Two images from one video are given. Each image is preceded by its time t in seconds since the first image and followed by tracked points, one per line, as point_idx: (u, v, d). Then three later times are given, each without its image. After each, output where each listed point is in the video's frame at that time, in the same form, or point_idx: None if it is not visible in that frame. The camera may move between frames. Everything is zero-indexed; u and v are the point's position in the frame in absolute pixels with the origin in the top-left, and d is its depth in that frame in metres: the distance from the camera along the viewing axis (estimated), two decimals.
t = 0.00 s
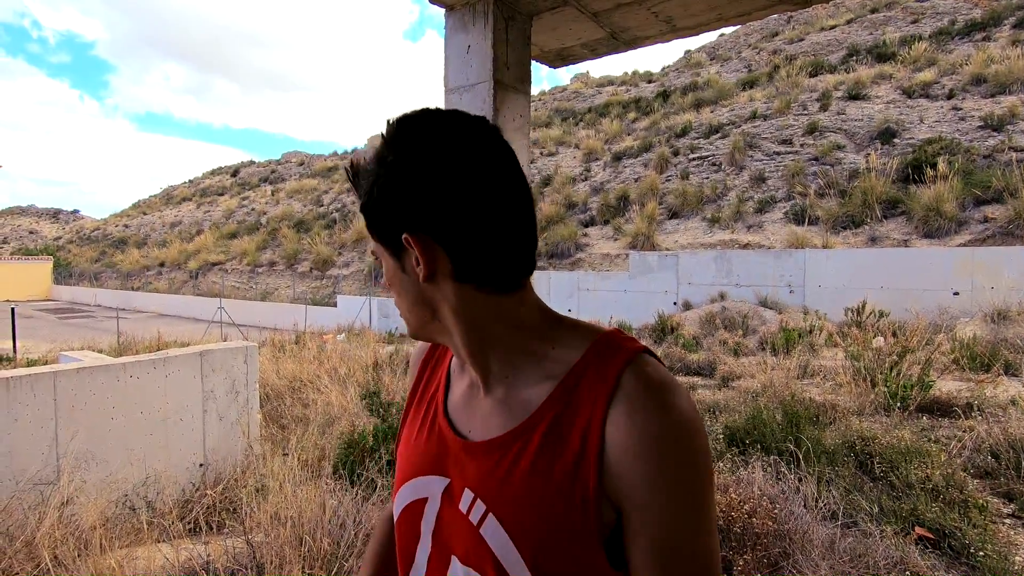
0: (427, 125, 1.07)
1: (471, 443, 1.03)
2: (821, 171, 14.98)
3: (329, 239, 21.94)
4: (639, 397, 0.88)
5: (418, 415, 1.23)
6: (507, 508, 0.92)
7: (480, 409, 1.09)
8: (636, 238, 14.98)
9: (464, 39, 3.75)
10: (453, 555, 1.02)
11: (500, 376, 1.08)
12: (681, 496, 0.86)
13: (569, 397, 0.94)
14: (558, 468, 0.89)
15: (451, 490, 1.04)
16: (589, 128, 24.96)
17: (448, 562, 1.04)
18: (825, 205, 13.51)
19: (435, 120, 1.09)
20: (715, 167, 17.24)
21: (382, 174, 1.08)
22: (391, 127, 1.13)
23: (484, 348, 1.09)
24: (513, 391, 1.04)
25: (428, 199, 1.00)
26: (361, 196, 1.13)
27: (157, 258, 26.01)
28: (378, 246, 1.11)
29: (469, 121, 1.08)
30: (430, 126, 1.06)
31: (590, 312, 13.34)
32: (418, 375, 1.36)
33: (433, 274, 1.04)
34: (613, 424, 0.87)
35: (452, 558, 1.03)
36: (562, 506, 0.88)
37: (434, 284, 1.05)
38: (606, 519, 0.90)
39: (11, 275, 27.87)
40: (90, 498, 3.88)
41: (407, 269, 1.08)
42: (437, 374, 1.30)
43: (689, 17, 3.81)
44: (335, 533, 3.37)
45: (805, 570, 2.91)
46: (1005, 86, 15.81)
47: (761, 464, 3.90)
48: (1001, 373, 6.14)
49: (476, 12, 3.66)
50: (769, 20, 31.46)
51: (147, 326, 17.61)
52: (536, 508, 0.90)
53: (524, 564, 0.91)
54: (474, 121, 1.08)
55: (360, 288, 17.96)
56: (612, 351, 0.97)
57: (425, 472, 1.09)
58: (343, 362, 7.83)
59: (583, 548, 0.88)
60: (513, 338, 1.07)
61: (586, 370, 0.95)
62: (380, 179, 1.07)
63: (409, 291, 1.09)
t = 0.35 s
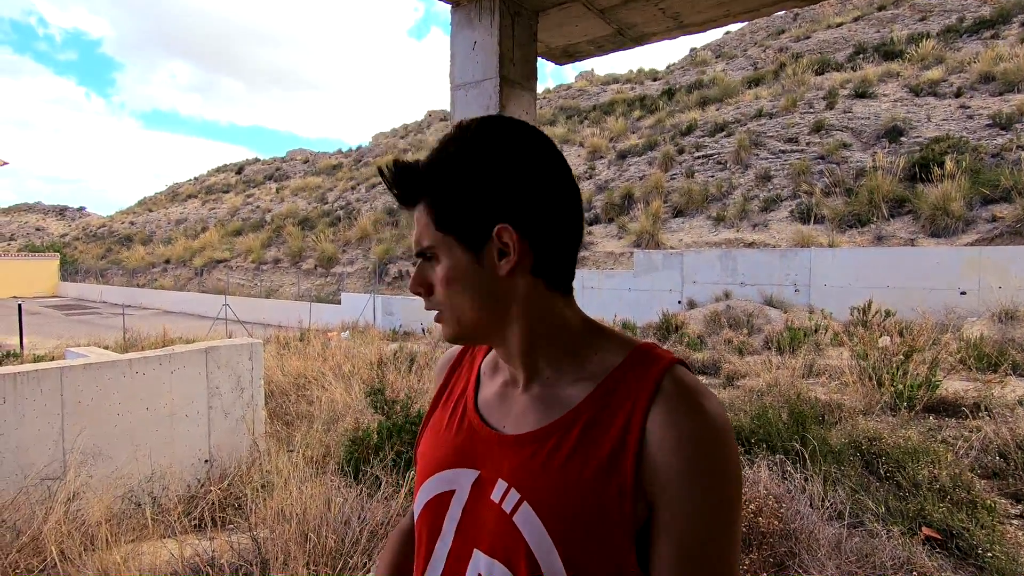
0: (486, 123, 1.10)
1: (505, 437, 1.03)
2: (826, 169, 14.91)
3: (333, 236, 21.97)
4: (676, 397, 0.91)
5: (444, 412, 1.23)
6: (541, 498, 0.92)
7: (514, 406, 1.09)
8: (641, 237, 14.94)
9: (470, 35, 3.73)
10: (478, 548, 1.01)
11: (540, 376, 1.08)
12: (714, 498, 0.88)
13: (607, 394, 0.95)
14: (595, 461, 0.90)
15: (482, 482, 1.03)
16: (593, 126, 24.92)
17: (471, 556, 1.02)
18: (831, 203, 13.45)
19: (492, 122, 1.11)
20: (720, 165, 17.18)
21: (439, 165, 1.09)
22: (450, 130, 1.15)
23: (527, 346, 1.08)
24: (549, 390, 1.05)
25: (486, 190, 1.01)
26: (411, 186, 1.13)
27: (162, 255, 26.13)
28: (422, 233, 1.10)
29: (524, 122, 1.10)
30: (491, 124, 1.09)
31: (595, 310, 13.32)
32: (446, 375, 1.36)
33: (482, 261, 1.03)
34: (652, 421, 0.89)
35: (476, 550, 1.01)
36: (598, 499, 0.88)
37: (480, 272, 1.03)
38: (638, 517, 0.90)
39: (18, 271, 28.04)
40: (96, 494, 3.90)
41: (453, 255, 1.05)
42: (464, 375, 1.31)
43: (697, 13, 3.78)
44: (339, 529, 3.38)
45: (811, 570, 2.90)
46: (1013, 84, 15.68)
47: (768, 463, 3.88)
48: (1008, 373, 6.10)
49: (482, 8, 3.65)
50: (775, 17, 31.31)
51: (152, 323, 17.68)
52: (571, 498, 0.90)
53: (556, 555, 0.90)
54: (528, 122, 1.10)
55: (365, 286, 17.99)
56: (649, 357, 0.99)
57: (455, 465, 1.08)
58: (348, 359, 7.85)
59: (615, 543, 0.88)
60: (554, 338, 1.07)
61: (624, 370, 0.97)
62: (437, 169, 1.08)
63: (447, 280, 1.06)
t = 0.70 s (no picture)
0: (510, 101, 1.20)
1: (488, 428, 1.08)
2: (823, 170, 14.94)
3: (330, 235, 21.91)
4: (656, 376, 1.01)
5: (414, 412, 1.24)
6: (535, 483, 0.98)
7: (494, 396, 1.15)
8: (638, 237, 14.94)
9: (467, 33, 3.72)
10: (471, 540, 1.05)
11: (526, 357, 1.17)
12: (693, 465, 0.98)
13: (591, 379, 1.04)
14: (584, 441, 0.98)
15: (468, 475, 1.06)
16: (591, 125, 24.92)
17: (463, 549, 1.05)
18: (828, 204, 13.47)
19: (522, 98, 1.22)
20: (717, 165, 17.20)
21: (485, 117, 1.16)
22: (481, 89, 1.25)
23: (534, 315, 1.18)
24: (533, 378, 1.13)
25: (543, 152, 1.14)
26: (451, 136, 1.17)
27: (158, 253, 26.02)
28: (457, 186, 1.14)
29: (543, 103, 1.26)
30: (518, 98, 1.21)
31: (592, 310, 13.30)
32: (406, 375, 1.36)
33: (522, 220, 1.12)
34: (635, 399, 0.99)
35: (469, 545, 1.05)
36: (592, 477, 0.96)
37: (520, 229, 1.11)
38: (627, 492, 0.99)
39: (12, 268, 27.88)
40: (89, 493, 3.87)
41: (497, 209, 1.12)
42: (427, 374, 1.32)
43: (695, 13, 3.77)
44: (335, 530, 3.37)
45: (808, 571, 2.90)
46: (1009, 86, 15.72)
47: (763, 463, 3.88)
48: (1004, 374, 6.12)
49: (479, 6, 3.64)
50: (773, 18, 31.34)
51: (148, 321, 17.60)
52: (564, 480, 0.97)
53: (554, 536, 0.96)
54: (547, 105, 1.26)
55: (362, 284, 17.95)
56: (623, 339, 1.10)
57: (435, 462, 1.10)
58: (344, 358, 7.83)
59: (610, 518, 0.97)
60: (549, 315, 1.17)
61: (606, 355, 1.07)
62: (488, 122, 1.15)
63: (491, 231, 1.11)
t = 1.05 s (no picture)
0: (465, 96, 1.20)
1: (447, 419, 1.09)
2: (815, 168, 15.02)
3: (322, 233, 21.80)
4: (609, 363, 1.05)
5: (372, 407, 1.24)
6: (493, 469, 1.00)
7: (450, 386, 1.17)
8: (631, 234, 14.96)
9: (459, 30, 3.71)
10: (435, 530, 1.07)
11: (480, 351, 1.18)
12: (644, 447, 1.04)
13: (546, 365, 1.06)
14: (540, 429, 1.00)
15: (429, 468, 1.07)
16: (583, 123, 24.93)
17: (428, 539, 1.07)
18: (819, 201, 13.55)
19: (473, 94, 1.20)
20: (710, 163, 17.25)
21: (422, 117, 1.15)
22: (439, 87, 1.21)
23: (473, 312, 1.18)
24: (487, 368, 1.15)
25: (484, 146, 1.12)
26: (392, 134, 1.18)
27: (148, 252, 25.80)
28: (396, 185, 1.16)
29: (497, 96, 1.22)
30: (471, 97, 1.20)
31: (585, 308, 13.31)
32: (363, 374, 1.36)
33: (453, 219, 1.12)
34: (589, 385, 1.02)
35: (434, 533, 1.07)
36: (550, 460, 0.99)
37: (452, 225, 1.11)
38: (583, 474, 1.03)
39: None
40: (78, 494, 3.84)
41: (431, 205, 1.12)
42: (382, 369, 1.32)
43: (687, 10, 3.77)
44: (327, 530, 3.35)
45: (801, 566, 2.92)
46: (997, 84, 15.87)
47: (756, 459, 3.91)
48: (993, 370, 6.18)
49: (471, 2, 3.62)
50: (764, 16, 31.45)
51: (138, 321, 17.46)
52: (524, 465, 0.99)
53: (515, 521, 0.99)
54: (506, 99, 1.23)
55: (354, 283, 17.87)
56: (576, 328, 1.14)
57: (396, 456, 1.11)
58: (336, 356, 7.79)
59: (566, 500, 1.01)
60: (501, 309, 1.19)
61: (559, 343, 1.10)
62: (425, 122, 1.14)
63: (432, 222, 1.12)
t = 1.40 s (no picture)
0: (395, 104, 1.17)
1: (418, 446, 1.11)
2: (815, 167, 15.01)
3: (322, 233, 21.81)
4: (549, 352, 1.09)
5: (330, 437, 1.21)
6: (474, 481, 1.06)
7: (414, 411, 1.17)
8: (631, 234, 14.95)
9: (458, 30, 3.70)
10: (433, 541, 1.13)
11: (437, 367, 1.19)
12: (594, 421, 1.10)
13: (496, 369, 1.10)
14: (509, 437, 1.06)
15: (414, 490, 1.11)
16: (584, 123, 24.93)
17: (429, 551, 1.13)
18: (819, 200, 13.54)
19: (406, 104, 1.19)
20: (710, 163, 17.24)
21: (364, 130, 1.12)
22: (359, 96, 1.19)
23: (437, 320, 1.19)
24: (445, 385, 1.17)
25: (439, 159, 1.15)
26: (341, 155, 1.11)
27: (149, 252, 25.79)
28: (358, 204, 1.10)
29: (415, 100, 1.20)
30: (394, 107, 1.15)
31: (585, 308, 13.30)
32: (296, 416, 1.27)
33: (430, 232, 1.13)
34: (541, 381, 1.07)
35: (433, 545, 1.13)
36: (522, 459, 1.07)
37: (419, 242, 1.11)
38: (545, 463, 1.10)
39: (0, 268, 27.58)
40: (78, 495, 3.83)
41: (401, 224, 1.10)
42: (322, 392, 1.25)
43: (687, 8, 3.76)
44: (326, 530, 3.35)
45: (803, 568, 2.92)
46: (998, 83, 15.86)
47: (756, 459, 3.90)
48: (994, 369, 6.17)
49: (470, 2, 3.61)
50: (764, 16, 31.44)
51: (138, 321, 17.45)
52: (501, 474, 1.06)
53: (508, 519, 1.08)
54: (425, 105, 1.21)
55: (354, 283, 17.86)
56: (514, 318, 1.16)
57: (375, 487, 1.13)
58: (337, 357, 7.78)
59: (539, 489, 1.10)
60: (448, 321, 1.19)
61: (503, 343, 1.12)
62: (375, 133, 1.11)
63: (409, 247, 1.10)
